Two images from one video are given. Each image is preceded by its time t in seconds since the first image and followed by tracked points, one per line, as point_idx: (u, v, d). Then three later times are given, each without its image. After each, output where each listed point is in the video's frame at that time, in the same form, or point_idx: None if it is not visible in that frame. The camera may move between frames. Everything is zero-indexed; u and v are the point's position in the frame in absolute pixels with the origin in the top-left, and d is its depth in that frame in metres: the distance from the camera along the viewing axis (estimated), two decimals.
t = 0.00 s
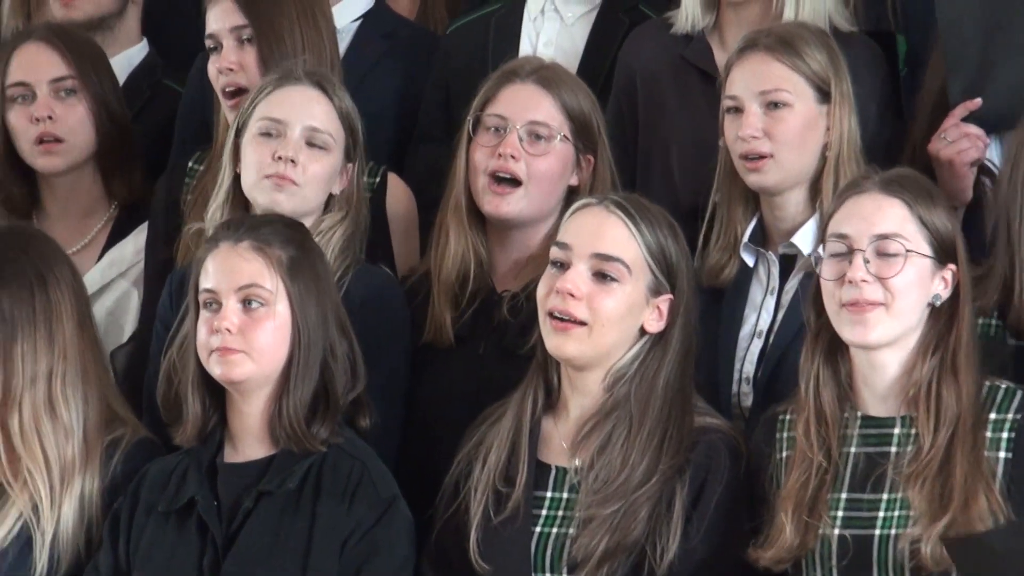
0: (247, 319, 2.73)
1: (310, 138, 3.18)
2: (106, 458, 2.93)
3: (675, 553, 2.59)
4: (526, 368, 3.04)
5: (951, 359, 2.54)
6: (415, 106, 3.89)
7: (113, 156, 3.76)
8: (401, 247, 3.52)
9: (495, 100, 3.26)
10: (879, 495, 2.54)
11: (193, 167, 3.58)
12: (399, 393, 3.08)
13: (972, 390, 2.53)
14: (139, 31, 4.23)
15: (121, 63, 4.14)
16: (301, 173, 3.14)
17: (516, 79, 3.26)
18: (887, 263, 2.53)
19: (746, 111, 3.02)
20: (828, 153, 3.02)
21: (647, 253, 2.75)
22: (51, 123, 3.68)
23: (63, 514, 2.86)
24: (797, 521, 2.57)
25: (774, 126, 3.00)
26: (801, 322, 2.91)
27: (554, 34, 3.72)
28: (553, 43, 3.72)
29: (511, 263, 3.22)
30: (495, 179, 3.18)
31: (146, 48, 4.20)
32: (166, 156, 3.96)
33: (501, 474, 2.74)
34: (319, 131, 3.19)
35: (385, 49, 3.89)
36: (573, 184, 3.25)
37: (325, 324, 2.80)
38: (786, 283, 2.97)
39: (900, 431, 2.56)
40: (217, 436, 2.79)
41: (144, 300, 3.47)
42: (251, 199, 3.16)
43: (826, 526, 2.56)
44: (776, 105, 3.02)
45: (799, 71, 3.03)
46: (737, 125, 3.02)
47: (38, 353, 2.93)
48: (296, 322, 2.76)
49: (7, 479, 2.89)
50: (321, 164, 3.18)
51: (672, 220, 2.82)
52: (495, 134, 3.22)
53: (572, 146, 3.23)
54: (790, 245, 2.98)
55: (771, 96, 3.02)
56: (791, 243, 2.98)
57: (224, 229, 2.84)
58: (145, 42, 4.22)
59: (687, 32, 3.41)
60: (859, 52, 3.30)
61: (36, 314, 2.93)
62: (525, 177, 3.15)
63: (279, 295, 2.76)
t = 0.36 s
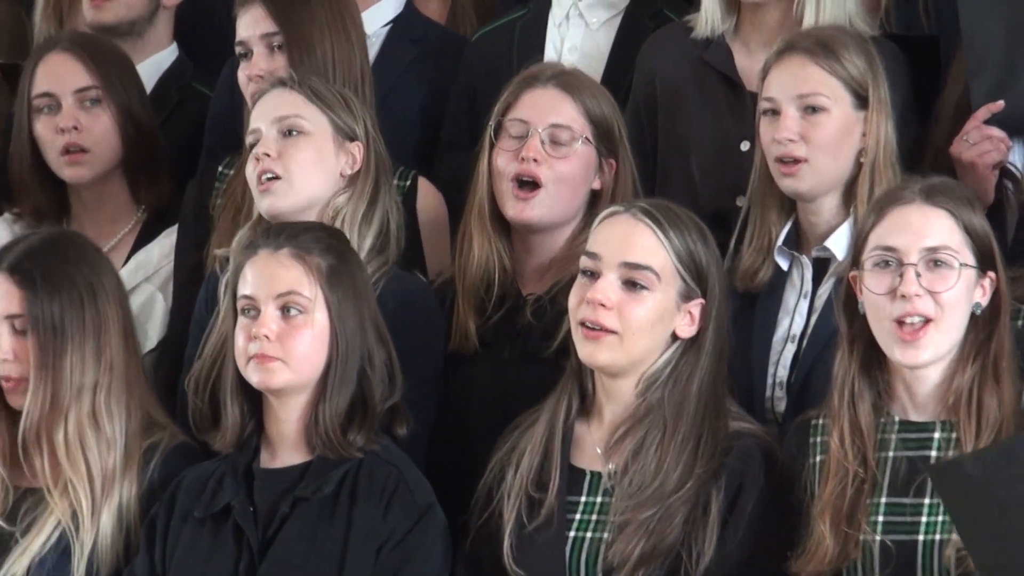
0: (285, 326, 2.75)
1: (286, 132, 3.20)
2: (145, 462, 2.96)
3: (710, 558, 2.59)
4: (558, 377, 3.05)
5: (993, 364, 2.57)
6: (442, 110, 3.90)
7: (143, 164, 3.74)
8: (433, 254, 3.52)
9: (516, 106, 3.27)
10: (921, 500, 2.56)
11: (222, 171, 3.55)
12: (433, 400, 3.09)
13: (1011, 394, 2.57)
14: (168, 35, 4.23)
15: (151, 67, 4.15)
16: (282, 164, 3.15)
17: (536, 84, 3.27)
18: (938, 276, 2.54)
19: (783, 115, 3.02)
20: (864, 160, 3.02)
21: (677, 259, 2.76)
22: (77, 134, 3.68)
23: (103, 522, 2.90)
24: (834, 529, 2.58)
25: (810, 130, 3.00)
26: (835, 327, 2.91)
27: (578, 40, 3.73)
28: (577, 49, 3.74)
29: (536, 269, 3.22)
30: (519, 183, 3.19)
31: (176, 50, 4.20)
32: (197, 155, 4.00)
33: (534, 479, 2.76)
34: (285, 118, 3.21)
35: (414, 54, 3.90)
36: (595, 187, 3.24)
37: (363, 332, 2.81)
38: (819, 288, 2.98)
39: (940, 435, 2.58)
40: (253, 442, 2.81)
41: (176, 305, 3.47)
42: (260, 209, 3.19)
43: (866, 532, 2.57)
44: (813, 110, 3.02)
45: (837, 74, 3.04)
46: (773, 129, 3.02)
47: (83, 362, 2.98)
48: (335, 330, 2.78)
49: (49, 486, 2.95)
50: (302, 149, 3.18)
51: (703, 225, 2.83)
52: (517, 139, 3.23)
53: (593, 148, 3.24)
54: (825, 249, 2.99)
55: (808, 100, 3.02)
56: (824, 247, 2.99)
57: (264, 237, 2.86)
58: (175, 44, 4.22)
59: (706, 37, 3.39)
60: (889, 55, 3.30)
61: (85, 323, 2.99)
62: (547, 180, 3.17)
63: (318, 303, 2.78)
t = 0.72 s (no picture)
0: (325, 333, 2.76)
1: (320, 143, 3.20)
2: (180, 472, 2.97)
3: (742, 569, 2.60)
4: (589, 387, 3.04)
5: None
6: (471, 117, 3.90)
7: (173, 172, 3.76)
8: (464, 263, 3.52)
9: (525, 119, 3.26)
10: (961, 512, 2.55)
11: (251, 181, 3.56)
12: (467, 412, 3.09)
13: None
14: (202, 42, 4.26)
15: (184, 73, 4.16)
16: (318, 176, 3.15)
17: (542, 97, 3.27)
18: (986, 285, 2.53)
19: (820, 124, 3.00)
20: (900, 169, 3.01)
21: (707, 269, 2.75)
22: (107, 147, 3.70)
23: (138, 530, 2.92)
24: (876, 542, 2.58)
25: (847, 139, 2.99)
26: (867, 335, 2.90)
27: (603, 48, 3.75)
28: (602, 57, 3.75)
29: (557, 278, 3.22)
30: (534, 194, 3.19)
31: (209, 58, 4.21)
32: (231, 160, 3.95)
33: (565, 489, 2.77)
34: (319, 129, 3.21)
35: (445, 61, 3.91)
36: (614, 193, 3.24)
37: (399, 343, 2.83)
38: (851, 298, 2.98)
39: (978, 446, 2.57)
40: (285, 452, 2.82)
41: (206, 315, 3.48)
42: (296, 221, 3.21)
43: (904, 544, 2.56)
44: (850, 119, 3.01)
45: (874, 83, 3.03)
46: (810, 139, 3.00)
47: (118, 372, 3.00)
48: (371, 338, 2.79)
49: (84, 495, 2.97)
50: (336, 160, 3.18)
51: (733, 234, 2.82)
52: (529, 153, 3.23)
53: (607, 154, 3.23)
54: (859, 256, 2.97)
55: (845, 110, 3.01)
56: (860, 255, 2.97)
57: (303, 244, 2.87)
58: (208, 51, 4.25)
59: (727, 44, 3.39)
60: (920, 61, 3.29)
61: (116, 334, 3.01)
62: (565, 188, 3.17)
63: (357, 310, 2.79)
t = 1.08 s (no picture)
0: (359, 347, 2.80)
1: (352, 157, 3.22)
2: (208, 487, 2.99)
3: None
4: (618, 401, 3.06)
5: None
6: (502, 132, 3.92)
7: (204, 186, 3.77)
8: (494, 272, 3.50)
9: (537, 141, 3.28)
10: (989, 525, 2.56)
11: (280, 197, 3.58)
12: (497, 425, 3.10)
13: None
14: (235, 55, 4.28)
15: (218, 87, 4.19)
16: (354, 191, 3.18)
17: (551, 117, 3.28)
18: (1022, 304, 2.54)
19: (853, 134, 3.00)
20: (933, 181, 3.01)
21: (736, 283, 2.76)
22: (135, 158, 3.71)
23: (165, 541, 2.94)
24: (906, 556, 2.58)
25: (881, 149, 2.99)
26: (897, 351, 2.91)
27: (632, 61, 3.76)
28: (631, 71, 3.76)
29: (583, 293, 3.23)
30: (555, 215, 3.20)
31: (243, 70, 4.24)
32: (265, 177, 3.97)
33: (593, 504, 2.78)
34: (350, 144, 3.23)
35: (476, 77, 3.93)
36: (634, 202, 3.25)
37: (430, 356, 2.86)
38: (884, 312, 2.98)
39: (1006, 460, 2.57)
40: (315, 466, 2.85)
41: (238, 330, 3.51)
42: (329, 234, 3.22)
43: (932, 560, 2.57)
44: (884, 130, 3.01)
45: (908, 94, 3.03)
46: (842, 149, 3.00)
47: (144, 383, 3.03)
48: (405, 352, 2.83)
49: (113, 507, 2.99)
50: (368, 173, 3.20)
51: (762, 248, 2.83)
52: (545, 173, 3.24)
53: (622, 164, 3.25)
54: (892, 272, 2.97)
55: (879, 120, 3.01)
56: (891, 270, 2.98)
57: (336, 257, 2.90)
58: (240, 65, 4.26)
59: (751, 60, 3.39)
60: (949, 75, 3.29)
61: (143, 347, 3.04)
62: (585, 205, 3.18)
63: (391, 324, 2.83)
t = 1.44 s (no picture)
0: (386, 351, 2.81)
1: (377, 160, 3.23)
2: (233, 490, 3.00)
3: None
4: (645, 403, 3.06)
5: None
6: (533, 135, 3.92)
7: (234, 188, 3.78)
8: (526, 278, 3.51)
9: (560, 140, 3.30)
10: (1002, 529, 2.57)
11: (314, 199, 3.61)
12: (524, 429, 3.11)
13: None
14: (266, 57, 4.29)
15: (251, 88, 4.20)
16: (377, 194, 3.19)
17: (576, 116, 3.30)
18: None
19: (888, 144, 2.99)
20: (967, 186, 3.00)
21: (762, 286, 2.76)
22: (165, 157, 3.72)
23: (189, 544, 2.96)
24: (913, 565, 2.61)
25: (918, 159, 2.98)
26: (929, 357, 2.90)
27: (665, 64, 3.77)
28: (664, 74, 3.77)
29: (613, 293, 3.23)
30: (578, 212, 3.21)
31: (274, 71, 4.26)
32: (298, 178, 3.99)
33: (620, 506, 2.79)
34: (375, 147, 3.25)
35: (506, 80, 3.93)
36: (659, 198, 3.25)
37: (458, 359, 2.87)
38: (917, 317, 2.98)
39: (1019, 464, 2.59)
40: (344, 468, 2.87)
41: (270, 333, 3.52)
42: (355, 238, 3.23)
43: (946, 566, 2.59)
44: (919, 139, 3.00)
45: (941, 100, 3.03)
46: (878, 159, 2.99)
47: (171, 386, 3.04)
48: (432, 358, 2.84)
49: (138, 508, 3.01)
50: (391, 177, 3.21)
51: (788, 251, 2.83)
52: (569, 171, 3.25)
53: (644, 161, 3.25)
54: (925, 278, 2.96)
55: (915, 129, 3.01)
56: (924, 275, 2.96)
57: (363, 260, 2.91)
58: (272, 66, 4.28)
59: (770, 67, 3.39)
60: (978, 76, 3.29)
61: (171, 348, 3.06)
62: (605, 201, 3.19)
63: (417, 328, 2.84)
